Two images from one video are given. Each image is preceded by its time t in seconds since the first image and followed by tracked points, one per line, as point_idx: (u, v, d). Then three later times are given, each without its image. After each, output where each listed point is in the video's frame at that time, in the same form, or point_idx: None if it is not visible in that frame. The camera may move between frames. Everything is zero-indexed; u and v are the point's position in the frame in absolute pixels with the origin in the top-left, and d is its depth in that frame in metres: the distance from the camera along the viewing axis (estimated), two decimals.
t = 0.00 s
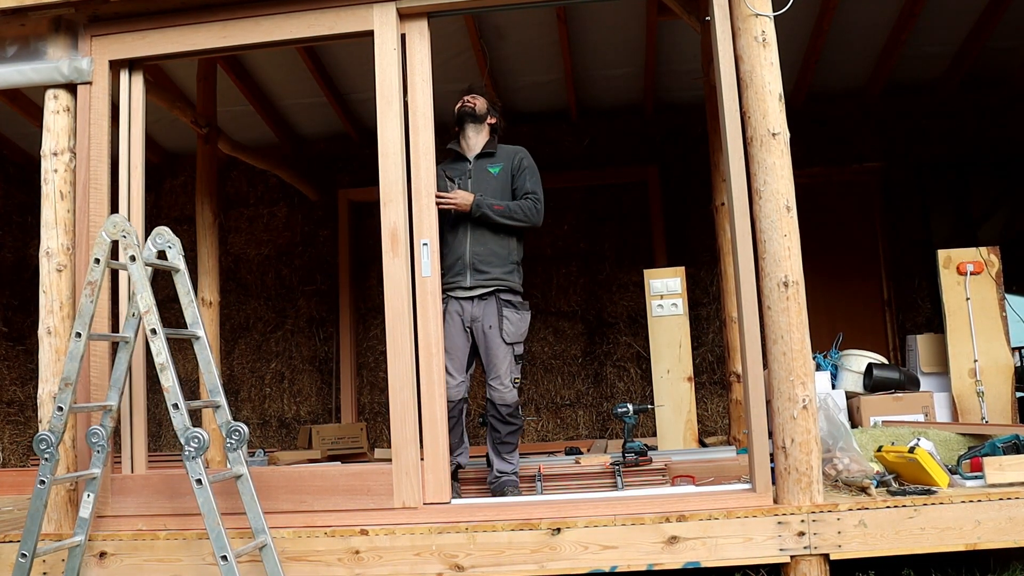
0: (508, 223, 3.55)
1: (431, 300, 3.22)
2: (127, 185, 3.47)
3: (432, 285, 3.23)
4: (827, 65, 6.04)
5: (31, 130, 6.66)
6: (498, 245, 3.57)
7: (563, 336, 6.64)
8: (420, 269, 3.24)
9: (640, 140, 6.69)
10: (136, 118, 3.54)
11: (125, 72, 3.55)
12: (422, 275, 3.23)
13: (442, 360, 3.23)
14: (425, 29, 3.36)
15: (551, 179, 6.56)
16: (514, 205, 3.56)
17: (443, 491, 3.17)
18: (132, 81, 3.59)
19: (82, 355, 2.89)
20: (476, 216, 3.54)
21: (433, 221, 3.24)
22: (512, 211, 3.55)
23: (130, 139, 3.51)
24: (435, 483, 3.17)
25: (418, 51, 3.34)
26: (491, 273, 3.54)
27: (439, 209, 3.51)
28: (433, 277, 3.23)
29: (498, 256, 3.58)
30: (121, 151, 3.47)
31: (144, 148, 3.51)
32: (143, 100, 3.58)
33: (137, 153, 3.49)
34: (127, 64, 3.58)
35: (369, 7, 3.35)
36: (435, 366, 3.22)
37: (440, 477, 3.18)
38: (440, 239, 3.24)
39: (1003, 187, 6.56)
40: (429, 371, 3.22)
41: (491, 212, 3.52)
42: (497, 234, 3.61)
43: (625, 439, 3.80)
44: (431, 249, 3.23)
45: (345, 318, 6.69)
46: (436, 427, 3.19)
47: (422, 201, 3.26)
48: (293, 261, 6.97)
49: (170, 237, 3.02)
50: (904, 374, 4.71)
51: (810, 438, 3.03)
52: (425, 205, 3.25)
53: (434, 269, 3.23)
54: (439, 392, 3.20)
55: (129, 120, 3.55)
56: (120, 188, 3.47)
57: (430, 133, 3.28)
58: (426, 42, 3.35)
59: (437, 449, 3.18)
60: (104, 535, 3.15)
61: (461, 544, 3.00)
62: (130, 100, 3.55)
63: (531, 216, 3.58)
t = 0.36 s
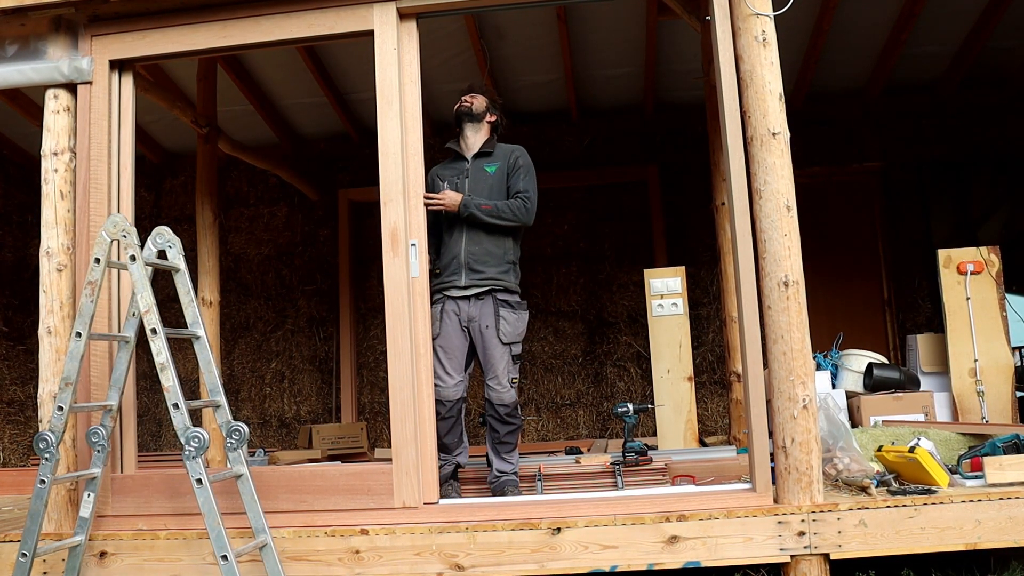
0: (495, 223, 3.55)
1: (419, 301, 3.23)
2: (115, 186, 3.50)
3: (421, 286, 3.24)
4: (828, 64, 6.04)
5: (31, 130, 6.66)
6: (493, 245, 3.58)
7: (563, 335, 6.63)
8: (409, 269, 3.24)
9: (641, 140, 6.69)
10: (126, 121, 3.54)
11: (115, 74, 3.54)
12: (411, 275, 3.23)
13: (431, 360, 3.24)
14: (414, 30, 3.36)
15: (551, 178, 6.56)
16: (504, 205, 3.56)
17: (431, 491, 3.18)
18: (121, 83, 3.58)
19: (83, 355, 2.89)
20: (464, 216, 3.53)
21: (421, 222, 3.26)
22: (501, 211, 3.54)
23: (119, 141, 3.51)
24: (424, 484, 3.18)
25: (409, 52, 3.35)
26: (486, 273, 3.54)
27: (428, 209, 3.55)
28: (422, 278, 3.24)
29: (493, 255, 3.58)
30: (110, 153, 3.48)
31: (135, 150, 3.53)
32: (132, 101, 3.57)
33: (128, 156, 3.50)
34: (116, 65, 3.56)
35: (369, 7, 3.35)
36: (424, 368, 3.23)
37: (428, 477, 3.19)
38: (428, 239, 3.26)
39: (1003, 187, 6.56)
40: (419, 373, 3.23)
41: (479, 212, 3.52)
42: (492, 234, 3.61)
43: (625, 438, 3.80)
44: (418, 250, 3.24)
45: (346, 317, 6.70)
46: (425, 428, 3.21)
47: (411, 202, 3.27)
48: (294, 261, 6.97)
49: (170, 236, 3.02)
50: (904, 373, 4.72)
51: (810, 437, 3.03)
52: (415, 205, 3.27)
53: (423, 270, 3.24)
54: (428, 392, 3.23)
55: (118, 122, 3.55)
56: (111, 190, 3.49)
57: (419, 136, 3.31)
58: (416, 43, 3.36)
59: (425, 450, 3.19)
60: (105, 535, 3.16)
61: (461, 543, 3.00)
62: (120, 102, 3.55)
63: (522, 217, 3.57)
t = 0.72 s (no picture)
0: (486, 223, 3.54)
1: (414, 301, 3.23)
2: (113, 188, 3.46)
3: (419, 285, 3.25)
4: (828, 64, 6.04)
5: (31, 130, 6.66)
6: (488, 245, 3.58)
7: (563, 335, 6.63)
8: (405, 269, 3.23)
9: (641, 139, 6.69)
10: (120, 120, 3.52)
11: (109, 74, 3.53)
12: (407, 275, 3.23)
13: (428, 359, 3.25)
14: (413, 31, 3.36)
15: (551, 177, 6.56)
16: (495, 205, 3.54)
17: (425, 492, 3.18)
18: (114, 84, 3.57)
19: (83, 355, 2.89)
20: (456, 216, 3.52)
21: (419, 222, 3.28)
22: (492, 211, 3.53)
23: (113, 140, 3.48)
24: (418, 485, 3.17)
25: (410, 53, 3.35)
26: (482, 273, 3.54)
27: (421, 209, 3.55)
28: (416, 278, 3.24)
29: (489, 255, 3.58)
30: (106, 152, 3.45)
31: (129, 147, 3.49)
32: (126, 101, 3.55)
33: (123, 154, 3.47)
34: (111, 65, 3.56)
35: (369, 7, 3.35)
36: (420, 369, 3.22)
37: (422, 479, 3.18)
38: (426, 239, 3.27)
39: (1004, 187, 6.55)
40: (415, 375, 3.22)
41: (470, 212, 3.51)
42: (488, 235, 3.61)
43: (625, 438, 3.80)
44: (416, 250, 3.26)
45: (346, 317, 6.70)
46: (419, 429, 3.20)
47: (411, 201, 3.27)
48: (294, 261, 6.97)
49: (170, 236, 3.02)
50: (905, 373, 4.72)
51: (810, 437, 3.03)
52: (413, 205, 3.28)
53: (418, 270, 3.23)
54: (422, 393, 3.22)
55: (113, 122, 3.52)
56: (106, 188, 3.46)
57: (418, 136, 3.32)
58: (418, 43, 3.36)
59: (419, 451, 3.18)
60: (105, 534, 3.16)
61: (461, 543, 3.00)
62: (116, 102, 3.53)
63: (513, 216, 3.55)
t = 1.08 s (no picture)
0: (479, 226, 3.52)
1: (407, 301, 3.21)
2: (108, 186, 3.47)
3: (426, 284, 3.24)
4: (827, 64, 6.05)
5: (31, 130, 6.66)
6: (485, 247, 3.57)
7: (563, 335, 6.63)
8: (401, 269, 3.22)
9: (641, 139, 6.68)
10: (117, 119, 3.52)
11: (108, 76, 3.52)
12: (403, 275, 3.22)
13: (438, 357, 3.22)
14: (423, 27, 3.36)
15: (552, 177, 6.56)
16: (488, 207, 3.52)
17: (416, 493, 3.16)
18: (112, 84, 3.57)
19: (83, 354, 2.89)
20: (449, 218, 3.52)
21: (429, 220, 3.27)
22: (485, 213, 3.51)
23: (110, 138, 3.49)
24: (409, 486, 3.16)
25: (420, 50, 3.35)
26: (478, 274, 3.53)
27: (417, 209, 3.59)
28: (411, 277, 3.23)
29: (485, 257, 3.57)
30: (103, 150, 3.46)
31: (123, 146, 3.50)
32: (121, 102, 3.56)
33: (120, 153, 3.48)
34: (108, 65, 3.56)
35: (370, 7, 3.35)
36: (415, 370, 3.20)
37: (414, 481, 3.16)
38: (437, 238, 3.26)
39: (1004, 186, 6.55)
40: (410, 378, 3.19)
41: (462, 213, 3.50)
42: (485, 237, 3.60)
43: (625, 438, 3.80)
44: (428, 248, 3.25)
45: (346, 316, 6.70)
46: (408, 432, 3.17)
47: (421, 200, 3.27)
48: (294, 261, 6.97)
49: (170, 235, 3.02)
50: (905, 373, 4.72)
51: (810, 436, 3.03)
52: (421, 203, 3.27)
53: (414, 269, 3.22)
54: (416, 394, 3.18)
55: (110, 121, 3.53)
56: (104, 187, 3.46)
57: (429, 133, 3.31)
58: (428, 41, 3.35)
59: (408, 453, 3.16)
60: (105, 534, 3.16)
61: (462, 543, 3.00)
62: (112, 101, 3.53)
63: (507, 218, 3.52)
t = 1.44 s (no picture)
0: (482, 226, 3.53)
1: (460, 294, 3.20)
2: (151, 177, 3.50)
3: (459, 279, 3.21)
4: (828, 61, 6.04)
5: (31, 126, 6.65)
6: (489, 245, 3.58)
7: (564, 331, 6.63)
8: (449, 263, 3.22)
9: (642, 136, 6.68)
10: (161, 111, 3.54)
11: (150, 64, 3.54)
12: (450, 269, 3.21)
13: (470, 351, 3.19)
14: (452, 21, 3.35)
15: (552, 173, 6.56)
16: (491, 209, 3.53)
17: (472, 486, 3.18)
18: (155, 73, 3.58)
19: (84, 351, 2.88)
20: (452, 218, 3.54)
21: (460, 215, 3.22)
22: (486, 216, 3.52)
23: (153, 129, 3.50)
24: (465, 478, 3.18)
25: (445, 45, 3.33)
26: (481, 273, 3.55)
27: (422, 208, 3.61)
28: (462, 271, 3.21)
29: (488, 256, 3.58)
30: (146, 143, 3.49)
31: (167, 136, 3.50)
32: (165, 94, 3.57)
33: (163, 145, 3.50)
34: (153, 57, 3.58)
35: (370, 4, 3.35)
36: (464, 364, 3.19)
37: (469, 474, 3.18)
38: (468, 231, 3.22)
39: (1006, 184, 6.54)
40: (459, 373, 3.19)
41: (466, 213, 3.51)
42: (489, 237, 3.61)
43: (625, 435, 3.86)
44: (459, 243, 3.21)
45: (347, 313, 6.71)
46: (465, 427, 3.17)
47: (450, 196, 3.24)
48: (294, 257, 6.97)
49: (172, 232, 3.02)
50: (905, 370, 4.73)
51: (811, 434, 3.03)
52: (451, 199, 3.24)
53: (463, 263, 3.21)
54: (469, 388, 3.17)
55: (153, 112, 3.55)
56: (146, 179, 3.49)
57: (457, 128, 3.29)
58: (452, 35, 3.34)
59: (467, 446, 3.18)
60: (106, 530, 3.16)
61: (463, 539, 3.01)
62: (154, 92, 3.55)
63: (539, 236, 3.46)
